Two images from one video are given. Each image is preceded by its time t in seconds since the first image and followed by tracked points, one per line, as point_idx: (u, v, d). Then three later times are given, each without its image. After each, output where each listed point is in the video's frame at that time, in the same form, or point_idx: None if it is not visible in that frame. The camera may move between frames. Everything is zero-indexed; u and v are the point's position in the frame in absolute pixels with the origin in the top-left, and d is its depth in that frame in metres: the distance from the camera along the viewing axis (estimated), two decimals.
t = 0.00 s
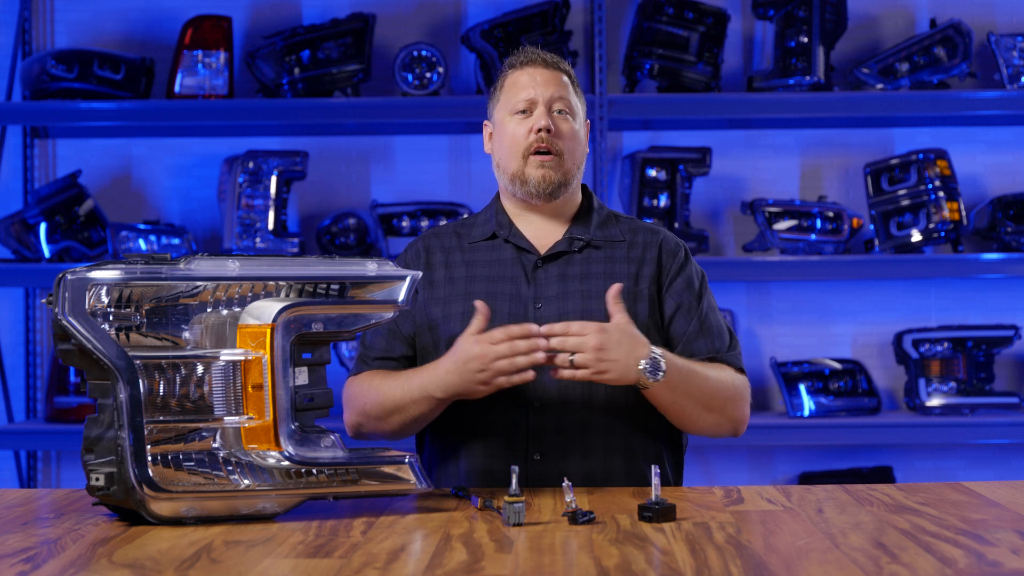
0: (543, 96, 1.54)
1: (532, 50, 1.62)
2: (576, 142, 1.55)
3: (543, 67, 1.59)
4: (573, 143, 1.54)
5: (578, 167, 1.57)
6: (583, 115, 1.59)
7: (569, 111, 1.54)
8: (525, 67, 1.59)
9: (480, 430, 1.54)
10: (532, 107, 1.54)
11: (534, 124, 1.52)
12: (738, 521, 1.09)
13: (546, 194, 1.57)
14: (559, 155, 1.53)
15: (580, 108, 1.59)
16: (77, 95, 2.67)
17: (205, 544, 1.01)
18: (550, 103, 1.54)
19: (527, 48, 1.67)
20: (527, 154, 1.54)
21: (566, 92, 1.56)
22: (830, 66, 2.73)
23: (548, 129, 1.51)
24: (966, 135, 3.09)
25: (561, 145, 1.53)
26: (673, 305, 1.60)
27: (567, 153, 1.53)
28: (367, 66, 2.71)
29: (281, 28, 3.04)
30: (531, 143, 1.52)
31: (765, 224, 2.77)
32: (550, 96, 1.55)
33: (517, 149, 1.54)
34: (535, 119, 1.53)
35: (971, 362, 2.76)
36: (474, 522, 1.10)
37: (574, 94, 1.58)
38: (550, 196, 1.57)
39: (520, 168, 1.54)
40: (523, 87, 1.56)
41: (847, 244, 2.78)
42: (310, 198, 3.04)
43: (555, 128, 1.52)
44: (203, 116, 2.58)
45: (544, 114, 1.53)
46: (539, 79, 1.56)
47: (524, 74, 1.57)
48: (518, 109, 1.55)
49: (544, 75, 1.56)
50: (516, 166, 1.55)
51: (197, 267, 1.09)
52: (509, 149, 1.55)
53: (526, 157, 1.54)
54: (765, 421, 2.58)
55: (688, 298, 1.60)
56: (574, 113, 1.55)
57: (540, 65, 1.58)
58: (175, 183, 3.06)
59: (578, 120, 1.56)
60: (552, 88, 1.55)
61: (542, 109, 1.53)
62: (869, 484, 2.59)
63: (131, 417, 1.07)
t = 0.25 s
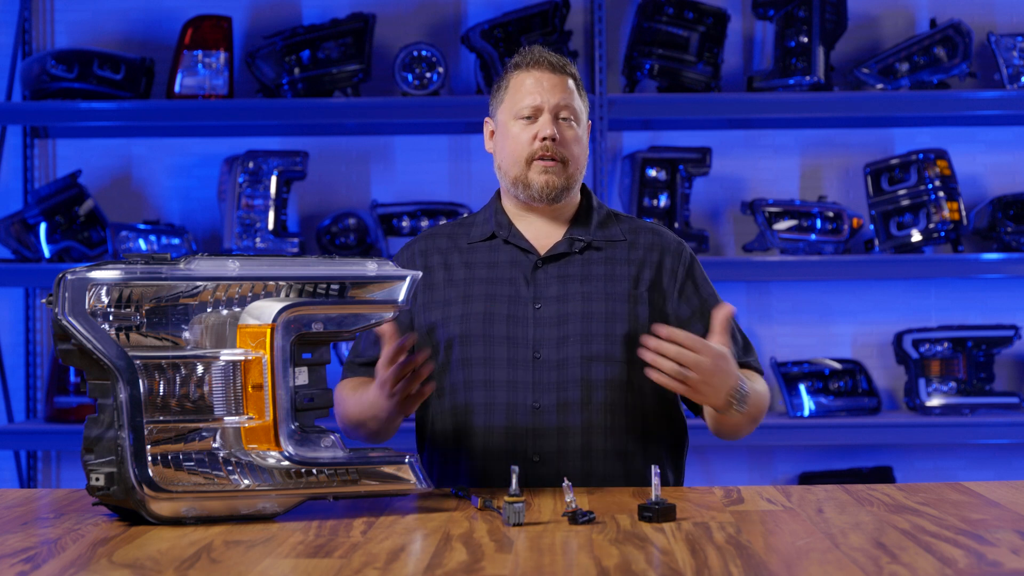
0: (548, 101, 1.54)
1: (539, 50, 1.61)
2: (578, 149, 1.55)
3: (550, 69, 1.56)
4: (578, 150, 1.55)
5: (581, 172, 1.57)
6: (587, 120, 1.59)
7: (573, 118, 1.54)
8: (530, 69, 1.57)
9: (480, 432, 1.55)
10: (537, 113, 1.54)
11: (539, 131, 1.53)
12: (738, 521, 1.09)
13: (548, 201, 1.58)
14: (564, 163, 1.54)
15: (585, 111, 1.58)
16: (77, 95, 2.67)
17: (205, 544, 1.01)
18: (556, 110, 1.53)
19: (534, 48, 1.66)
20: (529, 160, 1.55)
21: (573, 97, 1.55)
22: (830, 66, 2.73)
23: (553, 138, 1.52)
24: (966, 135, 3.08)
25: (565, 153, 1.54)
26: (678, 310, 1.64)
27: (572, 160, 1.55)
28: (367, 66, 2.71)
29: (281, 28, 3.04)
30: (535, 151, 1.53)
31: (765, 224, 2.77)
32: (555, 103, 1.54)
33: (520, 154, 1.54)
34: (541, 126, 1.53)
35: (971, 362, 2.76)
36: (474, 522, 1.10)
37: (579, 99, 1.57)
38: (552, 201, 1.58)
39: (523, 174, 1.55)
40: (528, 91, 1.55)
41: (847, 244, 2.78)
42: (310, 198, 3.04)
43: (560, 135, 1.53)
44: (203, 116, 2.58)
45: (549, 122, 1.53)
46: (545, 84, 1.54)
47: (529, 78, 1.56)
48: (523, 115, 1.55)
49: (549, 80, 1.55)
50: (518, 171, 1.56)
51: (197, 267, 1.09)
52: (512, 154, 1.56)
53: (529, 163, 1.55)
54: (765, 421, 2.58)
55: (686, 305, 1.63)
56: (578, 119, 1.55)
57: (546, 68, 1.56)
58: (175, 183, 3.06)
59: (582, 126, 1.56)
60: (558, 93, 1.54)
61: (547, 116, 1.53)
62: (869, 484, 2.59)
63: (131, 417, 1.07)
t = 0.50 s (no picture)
0: (550, 100, 1.54)
1: (540, 50, 1.61)
2: (580, 147, 1.56)
3: (551, 68, 1.57)
4: (580, 149, 1.55)
5: (582, 171, 1.58)
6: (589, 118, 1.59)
7: (575, 116, 1.55)
8: (533, 68, 1.57)
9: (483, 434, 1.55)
10: (538, 112, 1.54)
11: (540, 129, 1.53)
12: (738, 521, 1.09)
13: (550, 197, 1.58)
14: (565, 161, 1.54)
15: (586, 109, 1.59)
16: (77, 95, 2.67)
17: (205, 544, 1.01)
18: (558, 108, 1.54)
19: (535, 48, 1.66)
20: (530, 158, 1.55)
21: (574, 96, 1.55)
22: (830, 66, 2.73)
23: (554, 136, 1.52)
24: (966, 135, 3.08)
25: (567, 151, 1.54)
26: (678, 313, 1.62)
27: (573, 158, 1.55)
28: (367, 66, 2.71)
29: (281, 28, 3.04)
30: (537, 148, 1.53)
31: (765, 224, 2.77)
32: (557, 101, 1.54)
33: (522, 152, 1.55)
34: (543, 124, 1.53)
35: (971, 362, 2.76)
36: (474, 522, 1.10)
37: (581, 97, 1.57)
38: (553, 199, 1.58)
39: (525, 172, 1.55)
40: (529, 90, 1.55)
41: (847, 244, 2.78)
42: (310, 198, 3.04)
43: (561, 133, 1.53)
44: (203, 116, 2.58)
45: (551, 120, 1.53)
46: (547, 82, 1.55)
47: (531, 76, 1.56)
48: (524, 113, 1.55)
49: (551, 78, 1.55)
50: (520, 168, 1.55)
51: (197, 267, 1.09)
52: (514, 152, 1.56)
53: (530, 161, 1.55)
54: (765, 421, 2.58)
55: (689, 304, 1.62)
56: (580, 118, 1.55)
57: (547, 67, 1.56)
58: (175, 182, 3.06)
59: (583, 124, 1.56)
60: (559, 92, 1.54)
61: (549, 114, 1.53)
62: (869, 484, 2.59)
63: (131, 417, 1.06)
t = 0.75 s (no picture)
0: (549, 101, 1.54)
1: (539, 50, 1.61)
2: (580, 147, 1.55)
3: (551, 68, 1.57)
4: (580, 149, 1.55)
5: (583, 171, 1.58)
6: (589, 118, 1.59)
7: (575, 117, 1.55)
8: (531, 69, 1.57)
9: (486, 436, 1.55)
10: (538, 113, 1.54)
11: (540, 130, 1.53)
12: (738, 521, 1.09)
13: (551, 200, 1.58)
14: (566, 163, 1.54)
15: (586, 109, 1.58)
16: (77, 95, 2.67)
17: (205, 544, 1.01)
18: (557, 109, 1.54)
19: (534, 48, 1.66)
20: (531, 159, 1.55)
21: (573, 96, 1.55)
22: (830, 66, 2.73)
23: (554, 137, 1.52)
24: (966, 135, 3.08)
25: (567, 152, 1.54)
26: (681, 313, 1.62)
27: (574, 159, 1.55)
28: (367, 66, 2.71)
29: (281, 28, 3.04)
30: (537, 150, 1.54)
31: (765, 224, 2.77)
32: (556, 102, 1.54)
33: (522, 153, 1.55)
34: (542, 125, 1.53)
35: (971, 362, 2.76)
36: (474, 522, 1.10)
37: (581, 98, 1.57)
38: (555, 202, 1.59)
39: (525, 175, 1.56)
40: (529, 91, 1.55)
41: (847, 244, 2.78)
42: (310, 198, 3.04)
43: (561, 134, 1.53)
44: (203, 116, 2.58)
45: (551, 121, 1.53)
46: (546, 83, 1.54)
47: (530, 77, 1.56)
48: (524, 114, 1.55)
49: (551, 79, 1.55)
50: (521, 171, 1.56)
51: (197, 267, 1.09)
52: (514, 153, 1.56)
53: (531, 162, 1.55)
54: (765, 421, 2.58)
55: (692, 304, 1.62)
56: (580, 118, 1.55)
57: (547, 67, 1.56)
58: (175, 183, 3.06)
59: (584, 124, 1.56)
60: (558, 92, 1.54)
61: (548, 115, 1.53)
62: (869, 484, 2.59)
63: (131, 417, 1.06)
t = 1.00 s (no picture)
0: (545, 102, 1.54)
1: (535, 51, 1.61)
2: (577, 147, 1.55)
3: (546, 69, 1.57)
4: (577, 149, 1.55)
5: (581, 171, 1.57)
6: (587, 118, 1.59)
7: (572, 117, 1.54)
8: (527, 70, 1.58)
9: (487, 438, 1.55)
10: (534, 114, 1.54)
11: (537, 131, 1.53)
12: (738, 521, 1.09)
13: (549, 200, 1.58)
14: (563, 163, 1.54)
15: (582, 110, 1.58)
16: (76, 95, 2.67)
17: (205, 544, 1.01)
18: (553, 110, 1.54)
19: (530, 49, 1.66)
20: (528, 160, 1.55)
21: (570, 96, 1.55)
22: (830, 66, 2.73)
23: (551, 138, 1.52)
24: (966, 135, 3.08)
25: (564, 152, 1.54)
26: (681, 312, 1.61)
27: (571, 159, 1.55)
28: (367, 66, 2.71)
29: (281, 28, 3.04)
30: (535, 150, 1.53)
31: (765, 224, 2.77)
32: (552, 102, 1.54)
33: (519, 155, 1.55)
34: (539, 126, 1.53)
35: (971, 362, 2.76)
36: (474, 522, 1.10)
37: (579, 98, 1.57)
38: (553, 202, 1.59)
39: (523, 174, 1.55)
40: (525, 92, 1.55)
41: (847, 244, 2.78)
42: (310, 198, 3.04)
43: (557, 135, 1.53)
44: (203, 116, 2.58)
45: (547, 121, 1.53)
46: (542, 84, 1.54)
47: (526, 78, 1.56)
48: (521, 115, 1.55)
49: (547, 80, 1.55)
50: (518, 172, 1.56)
51: (197, 267, 1.09)
52: (511, 154, 1.56)
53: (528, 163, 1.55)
54: (765, 421, 2.58)
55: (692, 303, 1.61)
56: (577, 118, 1.55)
57: (542, 68, 1.56)
58: (175, 182, 3.06)
59: (581, 125, 1.56)
60: (554, 93, 1.54)
61: (545, 116, 1.53)
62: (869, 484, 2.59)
63: (131, 417, 1.06)
